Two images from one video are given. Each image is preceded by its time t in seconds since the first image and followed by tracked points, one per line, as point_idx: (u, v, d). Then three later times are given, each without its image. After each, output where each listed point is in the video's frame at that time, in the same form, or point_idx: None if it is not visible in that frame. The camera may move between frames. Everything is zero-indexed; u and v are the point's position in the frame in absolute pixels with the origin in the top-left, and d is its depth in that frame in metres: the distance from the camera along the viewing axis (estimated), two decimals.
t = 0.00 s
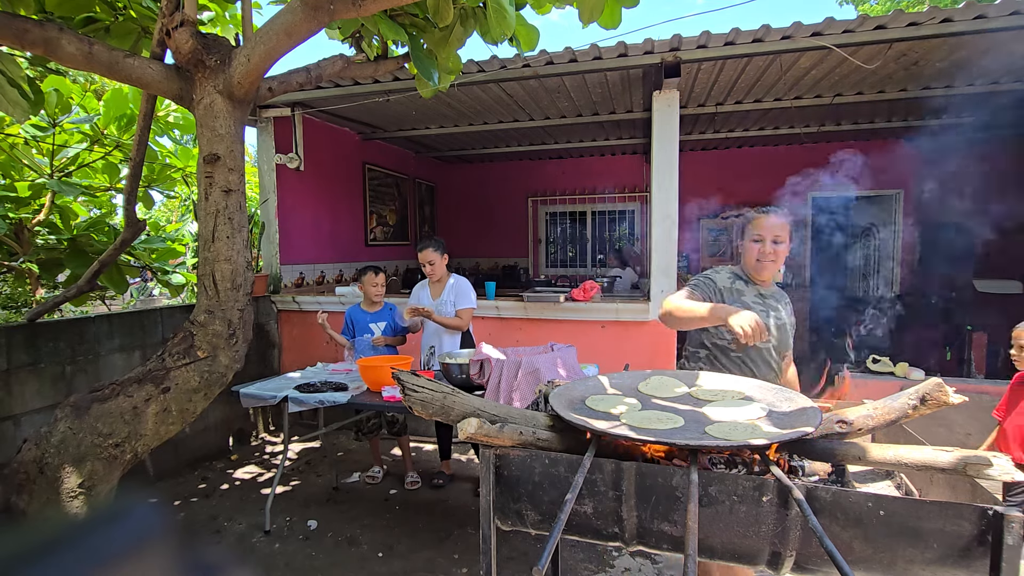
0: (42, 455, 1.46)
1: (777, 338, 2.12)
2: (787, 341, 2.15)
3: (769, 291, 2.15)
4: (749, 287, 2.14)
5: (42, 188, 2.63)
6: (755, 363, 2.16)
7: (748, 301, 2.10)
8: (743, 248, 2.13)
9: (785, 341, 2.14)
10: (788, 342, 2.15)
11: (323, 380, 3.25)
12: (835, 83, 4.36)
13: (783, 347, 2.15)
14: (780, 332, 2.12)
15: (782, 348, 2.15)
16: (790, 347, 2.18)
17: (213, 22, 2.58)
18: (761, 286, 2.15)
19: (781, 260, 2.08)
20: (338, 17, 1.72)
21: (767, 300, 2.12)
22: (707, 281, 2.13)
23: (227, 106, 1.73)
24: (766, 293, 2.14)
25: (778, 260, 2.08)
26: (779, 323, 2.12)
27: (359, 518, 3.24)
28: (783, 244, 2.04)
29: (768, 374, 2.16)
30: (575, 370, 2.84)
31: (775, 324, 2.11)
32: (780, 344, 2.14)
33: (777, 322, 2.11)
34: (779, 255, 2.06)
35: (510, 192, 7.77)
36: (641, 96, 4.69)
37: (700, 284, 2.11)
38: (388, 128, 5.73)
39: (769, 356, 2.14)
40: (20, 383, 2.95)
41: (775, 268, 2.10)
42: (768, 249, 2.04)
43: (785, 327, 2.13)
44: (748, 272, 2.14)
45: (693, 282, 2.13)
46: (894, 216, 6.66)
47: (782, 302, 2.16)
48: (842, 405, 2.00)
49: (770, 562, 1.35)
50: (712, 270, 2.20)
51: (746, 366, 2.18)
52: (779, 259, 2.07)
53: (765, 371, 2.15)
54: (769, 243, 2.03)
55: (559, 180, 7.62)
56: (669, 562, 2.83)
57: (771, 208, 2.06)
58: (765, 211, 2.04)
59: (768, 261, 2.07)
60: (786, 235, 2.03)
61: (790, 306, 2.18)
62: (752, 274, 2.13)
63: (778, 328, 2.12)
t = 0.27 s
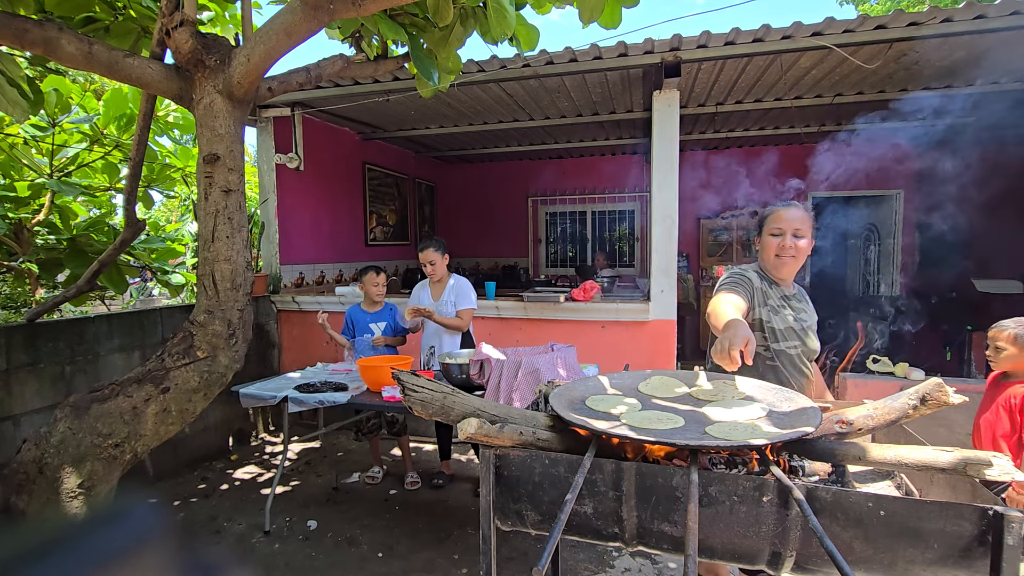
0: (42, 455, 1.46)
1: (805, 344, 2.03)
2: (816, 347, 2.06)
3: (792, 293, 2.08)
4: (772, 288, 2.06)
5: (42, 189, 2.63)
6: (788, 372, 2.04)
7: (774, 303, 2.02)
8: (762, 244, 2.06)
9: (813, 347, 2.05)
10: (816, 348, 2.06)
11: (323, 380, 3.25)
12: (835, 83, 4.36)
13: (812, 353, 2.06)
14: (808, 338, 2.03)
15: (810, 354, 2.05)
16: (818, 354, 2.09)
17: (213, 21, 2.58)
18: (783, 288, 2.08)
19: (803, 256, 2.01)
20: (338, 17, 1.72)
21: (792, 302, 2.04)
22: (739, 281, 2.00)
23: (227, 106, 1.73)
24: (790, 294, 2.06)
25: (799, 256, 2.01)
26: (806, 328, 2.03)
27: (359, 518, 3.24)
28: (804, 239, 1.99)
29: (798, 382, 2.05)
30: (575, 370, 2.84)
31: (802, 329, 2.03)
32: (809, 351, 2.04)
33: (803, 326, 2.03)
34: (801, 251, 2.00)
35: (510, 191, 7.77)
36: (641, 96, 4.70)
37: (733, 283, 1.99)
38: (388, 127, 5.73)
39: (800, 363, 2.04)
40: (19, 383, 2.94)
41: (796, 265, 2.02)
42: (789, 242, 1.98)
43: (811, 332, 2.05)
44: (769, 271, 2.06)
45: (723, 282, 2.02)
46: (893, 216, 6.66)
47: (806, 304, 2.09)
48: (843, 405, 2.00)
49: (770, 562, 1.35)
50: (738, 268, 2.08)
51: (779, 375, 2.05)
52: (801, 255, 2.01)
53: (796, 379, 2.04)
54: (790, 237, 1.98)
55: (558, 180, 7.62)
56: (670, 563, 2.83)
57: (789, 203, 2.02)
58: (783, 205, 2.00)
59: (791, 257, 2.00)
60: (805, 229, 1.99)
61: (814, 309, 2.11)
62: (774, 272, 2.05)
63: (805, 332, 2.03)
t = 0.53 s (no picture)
0: (42, 455, 1.46)
1: (826, 345, 2.03)
2: (838, 347, 2.07)
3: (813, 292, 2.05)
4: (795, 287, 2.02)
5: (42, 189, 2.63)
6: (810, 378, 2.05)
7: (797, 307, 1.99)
8: (783, 239, 2.02)
9: (835, 347, 2.06)
10: (837, 348, 2.07)
11: (323, 380, 3.25)
12: (835, 83, 4.37)
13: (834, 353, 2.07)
14: (830, 339, 2.03)
15: (832, 354, 2.07)
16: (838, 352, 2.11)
17: (213, 22, 2.58)
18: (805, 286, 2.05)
19: (827, 252, 1.98)
20: (338, 17, 1.72)
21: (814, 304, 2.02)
22: (766, 283, 1.92)
23: (227, 106, 1.73)
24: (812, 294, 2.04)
25: (822, 252, 1.97)
26: (827, 328, 2.04)
27: (359, 518, 3.24)
28: (828, 235, 1.95)
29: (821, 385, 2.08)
30: (575, 370, 2.83)
31: (824, 331, 2.03)
32: (832, 352, 2.05)
33: (825, 328, 2.04)
34: (825, 247, 1.96)
35: (510, 191, 7.77)
36: (641, 96, 4.70)
37: (759, 285, 1.90)
38: (388, 128, 5.74)
39: (823, 366, 2.06)
40: (19, 383, 2.95)
41: (819, 261, 1.98)
42: (812, 237, 1.94)
43: (832, 332, 2.05)
44: (790, 268, 2.02)
45: (748, 283, 1.92)
46: (893, 216, 6.66)
47: (826, 304, 2.08)
48: (843, 405, 2.00)
49: (770, 562, 1.35)
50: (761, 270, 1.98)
51: (800, 383, 2.06)
52: (826, 251, 1.97)
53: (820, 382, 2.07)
54: (813, 231, 1.94)
55: (559, 180, 7.62)
56: (670, 563, 2.83)
57: (811, 197, 1.99)
58: (807, 200, 1.97)
59: (817, 253, 1.95)
60: (830, 223, 1.95)
61: (833, 308, 2.11)
62: (796, 269, 2.00)
63: (826, 333, 2.03)
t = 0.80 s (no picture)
0: (42, 455, 1.46)
1: (831, 347, 2.02)
2: (842, 350, 2.06)
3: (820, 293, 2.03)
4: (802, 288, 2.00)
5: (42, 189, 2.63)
6: (812, 379, 2.06)
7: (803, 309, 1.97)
8: (791, 239, 2.00)
9: (839, 348, 2.05)
10: (842, 350, 2.06)
11: (323, 380, 3.25)
12: (835, 83, 4.36)
13: (838, 355, 2.07)
14: (835, 341, 2.02)
15: (836, 356, 2.06)
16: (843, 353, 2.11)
17: (213, 22, 2.58)
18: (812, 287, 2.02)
19: (835, 252, 1.97)
20: (338, 17, 1.73)
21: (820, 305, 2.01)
22: (773, 282, 1.88)
23: (227, 106, 1.73)
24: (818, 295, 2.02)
25: (830, 252, 1.96)
26: (833, 330, 2.03)
27: (359, 518, 3.24)
28: (835, 235, 1.94)
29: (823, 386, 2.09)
30: (574, 370, 2.84)
31: (830, 333, 2.02)
32: (836, 355, 2.05)
33: (830, 331, 2.03)
34: (832, 247, 1.94)
35: (510, 191, 7.77)
36: (642, 96, 4.70)
37: (764, 284, 1.86)
38: (388, 128, 5.74)
39: (826, 368, 2.06)
40: (19, 383, 2.95)
41: (826, 261, 1.96)
42: (820, 236, 1.93)
43: (837, 334, 2.04)
44: (796, 267, 2.00)
45: (753, 282, 1.88)
46: (893, 216, 6.66)
47: (833, 306, 2.07)
48: (843, 405, 1.99)
49: (770, 562, 1.35)
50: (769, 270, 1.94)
51: (802, 384, 2.07)
52: (834, 251, 1.96)
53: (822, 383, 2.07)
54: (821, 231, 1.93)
55: (559, 180, 7.62)
56: (670, 563, 2.82)
57: (819, 196, 1.97)
58: (814, 199, 1.96)
59: (825, 253, 1.94)
60: (839, 223, 1.93)
61: (840, 310, 2.09)
62: (802, 268, 1.98)
63: (831, 335, 2.02)
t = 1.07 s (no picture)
0: (42, 455, 1.46)
1: (831, 348, 2.02)
2: (843, 352, 2.05)
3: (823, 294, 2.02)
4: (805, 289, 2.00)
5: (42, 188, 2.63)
6: (810, 379, 2.06)
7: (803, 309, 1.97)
8: (795, 238, 2.00)
9: (840, 351, 2.04)
10: (842, 352, 2.06)
11: (323, 380, 3.25)
12: (835, 83, 4.36)
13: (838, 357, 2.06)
14: (836, 342, 2.02)
15: (837, 358, 2.05)
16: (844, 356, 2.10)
17: (213, 22, 2.58)
18: (815, 287, 2.02)
19: (839, 252, 1.97)
20: (338, 17, 1.73)
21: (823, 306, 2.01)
22: (773, 281, 1.90)
23: (227, 106, 1.73)
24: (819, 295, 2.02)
25: (833, 252, 1.96)
26: (834, 332, 2.02)
27: (359, 518, 3.24)
28: (839, 235, 1.95)
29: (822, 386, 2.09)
30: (574, 370, 2.83)
31: (830, 335, 2.02)
32: (836, 357, 2.04)
33: (831, 332, 2.02)
34: (836, 247, 1.94)
35: (510, 191, 7.77)
36: (642, 96, 4.70)
37: (763, 282, 1.88)
38: (388, 127, 5.74)
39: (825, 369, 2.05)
40: (19, 383, 2.94)
41: (829, 261, 1.97)
42: (823, 236, 1.93)
43: (839, 335, 2.03)
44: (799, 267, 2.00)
45: (753, 280, 1.90)
46: (893, 216, 6.66)
47: (835, 308, 2.06)
48: (843, 405, 1.99)
49: (770, 562, 1.35)
50: (770, 269, 1.96)
51: (800, 384, 2.07)
52: (837, 251, 1.96)
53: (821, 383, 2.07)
54: (825, 230, 1.93)
55: (559, 180, 7.62)
56: (670, 563, 2.82)
57: (824, 196, 1.97)
58: (820, 199, 1.96)
59: (828, 253, 1.94)
60: (842, 223, 1.93)
61: (842, 312, 2.09)
62: (805, 268, 1.99)
63: (832, 336, 2.02)
